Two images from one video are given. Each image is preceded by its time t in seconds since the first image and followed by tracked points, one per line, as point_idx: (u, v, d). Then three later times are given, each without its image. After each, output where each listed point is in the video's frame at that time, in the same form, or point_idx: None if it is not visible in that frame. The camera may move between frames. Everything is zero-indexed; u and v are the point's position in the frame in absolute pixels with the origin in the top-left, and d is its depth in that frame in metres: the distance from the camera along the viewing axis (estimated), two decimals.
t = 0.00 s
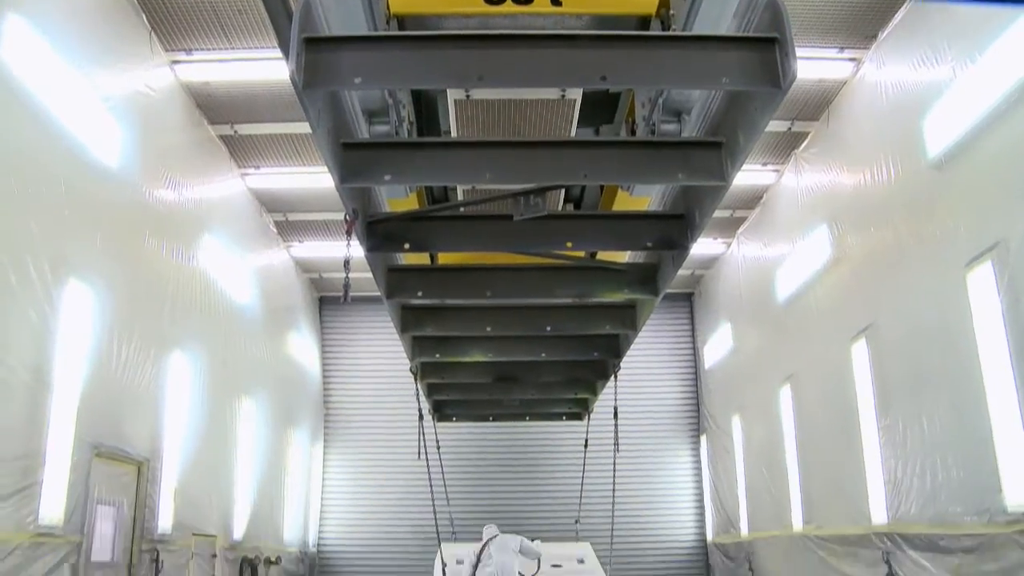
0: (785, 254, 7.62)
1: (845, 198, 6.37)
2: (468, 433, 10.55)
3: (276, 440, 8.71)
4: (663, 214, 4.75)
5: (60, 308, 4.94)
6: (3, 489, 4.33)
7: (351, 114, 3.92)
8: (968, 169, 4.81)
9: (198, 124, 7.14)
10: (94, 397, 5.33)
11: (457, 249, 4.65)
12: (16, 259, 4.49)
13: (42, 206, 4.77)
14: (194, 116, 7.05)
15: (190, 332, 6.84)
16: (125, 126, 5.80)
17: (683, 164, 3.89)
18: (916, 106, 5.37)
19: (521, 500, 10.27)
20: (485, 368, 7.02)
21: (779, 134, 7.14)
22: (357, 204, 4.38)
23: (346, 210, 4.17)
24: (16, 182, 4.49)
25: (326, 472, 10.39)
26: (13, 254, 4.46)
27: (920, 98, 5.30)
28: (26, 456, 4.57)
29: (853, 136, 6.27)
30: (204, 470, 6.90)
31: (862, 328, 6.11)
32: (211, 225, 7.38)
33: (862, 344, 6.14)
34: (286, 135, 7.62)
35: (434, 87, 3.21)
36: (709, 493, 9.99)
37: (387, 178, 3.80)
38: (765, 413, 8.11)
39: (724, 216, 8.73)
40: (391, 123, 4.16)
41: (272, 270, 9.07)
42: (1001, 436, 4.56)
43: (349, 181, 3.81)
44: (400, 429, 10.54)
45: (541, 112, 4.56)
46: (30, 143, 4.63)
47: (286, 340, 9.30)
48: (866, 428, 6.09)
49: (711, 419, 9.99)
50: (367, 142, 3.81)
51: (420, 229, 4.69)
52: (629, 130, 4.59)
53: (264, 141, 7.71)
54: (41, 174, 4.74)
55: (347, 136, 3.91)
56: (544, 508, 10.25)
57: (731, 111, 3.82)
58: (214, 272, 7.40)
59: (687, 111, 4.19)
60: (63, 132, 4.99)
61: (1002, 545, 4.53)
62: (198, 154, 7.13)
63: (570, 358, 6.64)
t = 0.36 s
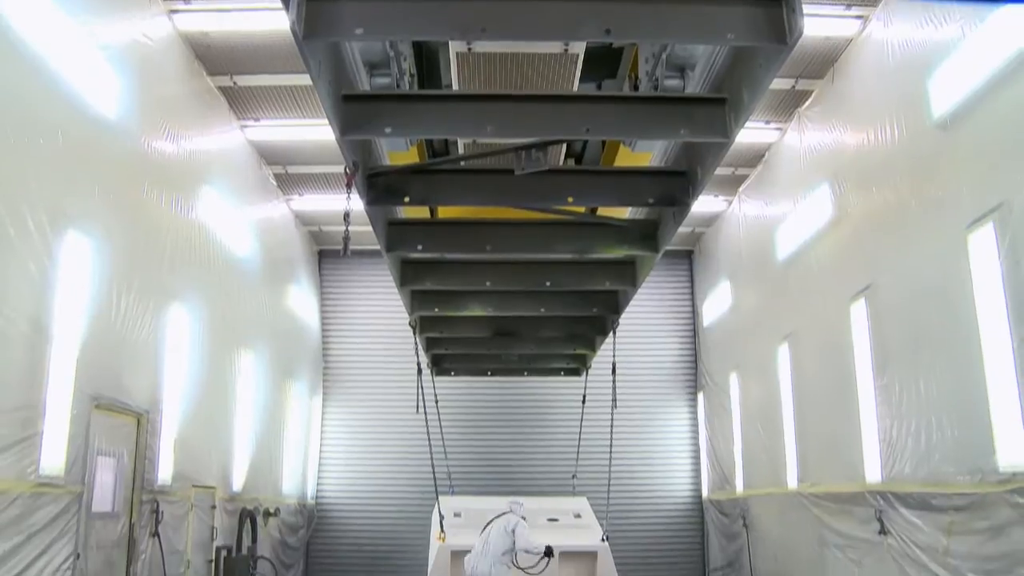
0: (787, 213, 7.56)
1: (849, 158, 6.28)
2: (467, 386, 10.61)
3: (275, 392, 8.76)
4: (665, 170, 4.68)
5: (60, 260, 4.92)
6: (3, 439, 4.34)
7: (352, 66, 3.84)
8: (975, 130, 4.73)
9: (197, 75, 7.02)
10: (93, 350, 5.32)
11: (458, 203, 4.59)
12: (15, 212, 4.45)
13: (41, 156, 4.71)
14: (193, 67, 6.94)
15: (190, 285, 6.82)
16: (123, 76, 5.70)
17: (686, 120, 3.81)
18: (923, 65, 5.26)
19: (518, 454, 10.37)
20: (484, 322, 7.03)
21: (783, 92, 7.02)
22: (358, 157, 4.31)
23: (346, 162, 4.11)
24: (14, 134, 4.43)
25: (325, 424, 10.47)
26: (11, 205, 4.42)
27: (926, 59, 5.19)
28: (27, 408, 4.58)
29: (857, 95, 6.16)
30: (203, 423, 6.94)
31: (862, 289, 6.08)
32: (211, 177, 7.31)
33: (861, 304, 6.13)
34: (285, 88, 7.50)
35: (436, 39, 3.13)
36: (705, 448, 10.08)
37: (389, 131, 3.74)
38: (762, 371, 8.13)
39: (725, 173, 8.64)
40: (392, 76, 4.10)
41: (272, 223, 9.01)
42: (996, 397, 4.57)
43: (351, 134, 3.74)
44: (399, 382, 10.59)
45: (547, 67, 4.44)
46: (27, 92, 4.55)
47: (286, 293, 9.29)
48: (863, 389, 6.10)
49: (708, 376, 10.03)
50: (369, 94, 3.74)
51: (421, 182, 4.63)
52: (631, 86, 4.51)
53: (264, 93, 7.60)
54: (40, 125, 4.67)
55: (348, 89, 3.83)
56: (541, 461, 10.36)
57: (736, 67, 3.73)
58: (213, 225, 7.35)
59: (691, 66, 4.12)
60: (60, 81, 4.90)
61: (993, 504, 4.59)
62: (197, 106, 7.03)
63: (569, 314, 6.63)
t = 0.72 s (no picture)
0: (788, 169, 7.49)
1: (852, 113, 6.19)
2: (467, 339, 10.64)
3: (275, 344, 8.79)
4: (667, 124, 4.62)
5: (58, 212, 4.88)
6: (5, 391, 4.34)
7: (352, 15, 3.75)
8: (982, 85, 4.64)
9: (195, 25, 6.90)
10: (94, 302, 5.33)
11: (459, 156, 4.53)
12: (15, 165, 4.42)
13: (39, 105, 4.64)
14: (191, 17, 6.81)
15: (190, 238, 6.79)
16: (120, 24, 5.59)
17: (689, 74, 3.74)
18: (932, 19, 5.15)
19: (518, 407, 10.45)
20: (484, 276, 7.01)
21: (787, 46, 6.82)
22: (359, 109, 4.24)
23: (346, 114, 4.05)
24: (13, 85, 4.37)
25: (325, 375, 10.54)
26: (10, 156, 4.37)
27: (936, 12, 5.08)
28: (29, 359, 4.58)
29: (863, 49, 6.05)
30: (203, 376, 6.97)
31: (863, 246, 6.05)
32: (210, 129, 7.23)
33: (862, 262, 6.10)
34: (285, 40, 7.37)
35: None
36: (704, 402, 10.15)
37: (389, 83, 3.67)
38: (762, 328, 8.14)
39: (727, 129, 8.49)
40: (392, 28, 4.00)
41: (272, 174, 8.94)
42: (994, 356, 4.58)
43: (351, 87, 3.67)
44: (399, 335, 10.63)
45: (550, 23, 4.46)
46: (24, 40, 4.47)
47: (285, 245, 9.26)
48: (862, 346, 6.10)
49: (708, 332, 10.06)
50: (369, 45, 3.66)
51: (422, 134, 4.56)
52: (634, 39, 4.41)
53: (263, 45, 7.47)
54: (36, 73, 4.59)
55: (347, 40, 3.75)
56: (540, 413, 10.44)
57: (742, 20, 3.64)
58: (213, 178, 7.29)
59: (694, 22, 3.99)
60: (57, 29, 4.80)
61: (986, 461, 4.65)
62: (195, 56, 6.92)
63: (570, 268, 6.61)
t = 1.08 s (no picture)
0: (789, 130, 7.42)
1: (854, 74, 6.11)
2: (465, 298, 10.64)
3: (273, 302, 8.79)
4: (668, 83, 4.55)
5: (55, 169, 4.85)
6: (4, 348, 4.35)
7: None
8: (987, 46, 4.56)
9: None
10: (93, 260, 5.32)
11: (459, 114, 4.47)
12: (11, 121, 4.38)
13: (34, 60, 4.57)
14: None
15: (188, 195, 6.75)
16: None
17: (690, 32, 3.68)
18: None
19: (516, 365, 10.50)
20: (482, 234, 6.98)
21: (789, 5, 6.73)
22: (358, 66, 4.17)
23: (345, 71, 3.98)
24: (7, 40, 4.30)
25: (323, 333, 10.56)
26: (5, 112, 4.31)
27: None
28: (28, 316, 4.58)
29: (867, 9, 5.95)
30: (201, 334, 6.98)
31: (863, 208, 6.01)
32: (207, 85, 7.14)
33: (860, 223, 6.07)
34: None
35: None
36: (701, 361, 10.19)
37: (388, 40, 3.60)
38: (760, 289, 8.13)
39: (728, 88, 8.42)
40: None
41: (270, 131, 8.85)
42: (989, 319, 4.59)
43: (350, 43, 3.60)
44: (397, 293, 10.63)
45: None
46: None
47: (283, 202, 9.20)
48: (860, 309, 6.09)
49: (705, 292, 10.07)
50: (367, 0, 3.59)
51: (421, 92, 4.49)
52: None
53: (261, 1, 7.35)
54: (31, 27, 4.52)
55: None
56: (537, 372, 10.49)
57: None
58: (211, 135, 7.23)
59: None
60: None
61: (979, 423, 4.69)
62: (192, 12, 6.81)
63: (569, 226, 6.57)
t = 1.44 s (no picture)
0: (786, 86, 7.34)
1: (854, 29, 6.02)
2: (460, 251, 10.62)
3: (268, 254, 8.75)
4: (666, 36, 4.46)
5: (47, 117, 4.78)
6: None
7: None
8: None
9: None
10: (87, 209, 5.27)
11: (456, 67, 4.38)
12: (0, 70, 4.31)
13: (21, 6, 4.48)
14: None
15: (183, 145, 6.69)
16: None
17: None
18: None
19: (511, 318, 10.53)
20: (478, 187, 6.91)
21: None
22: (353, 15, 4.06)
23: (340, 20, 3.88)
24: None
25: (317, 285, 10.57)
26: None
27: None
28: (21, 267, 4.56)
29: None
30: (195, 285, 6.97)
31: (859, 164, 5.96)
32: (200, 33, 7.02)
33: (857, 180, 6.02)
34: None
35: None
36: (695, 315, 10.21)
37: None
38: (755, 245, 8.11)
39: (728, 42, 8.29)
40: None
41: (264, 81, 8.73)
42: (983, 278, 4.57)
43: None
44: (392, 245, 10.60)
45: None
46: None
47: (278, 153, 9.11)
48: (855, 267, 6.07)
49: (701, 246, 10.04)
50: None
51: (418, 42, 4.39)
52: None
53: None
54: None
55: None
56: (532, 325, 10.52)
57: None
58: (205, 86, 7.13)
59: None
60: None
61: (970, 382, 4.71)
62: None
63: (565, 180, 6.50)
